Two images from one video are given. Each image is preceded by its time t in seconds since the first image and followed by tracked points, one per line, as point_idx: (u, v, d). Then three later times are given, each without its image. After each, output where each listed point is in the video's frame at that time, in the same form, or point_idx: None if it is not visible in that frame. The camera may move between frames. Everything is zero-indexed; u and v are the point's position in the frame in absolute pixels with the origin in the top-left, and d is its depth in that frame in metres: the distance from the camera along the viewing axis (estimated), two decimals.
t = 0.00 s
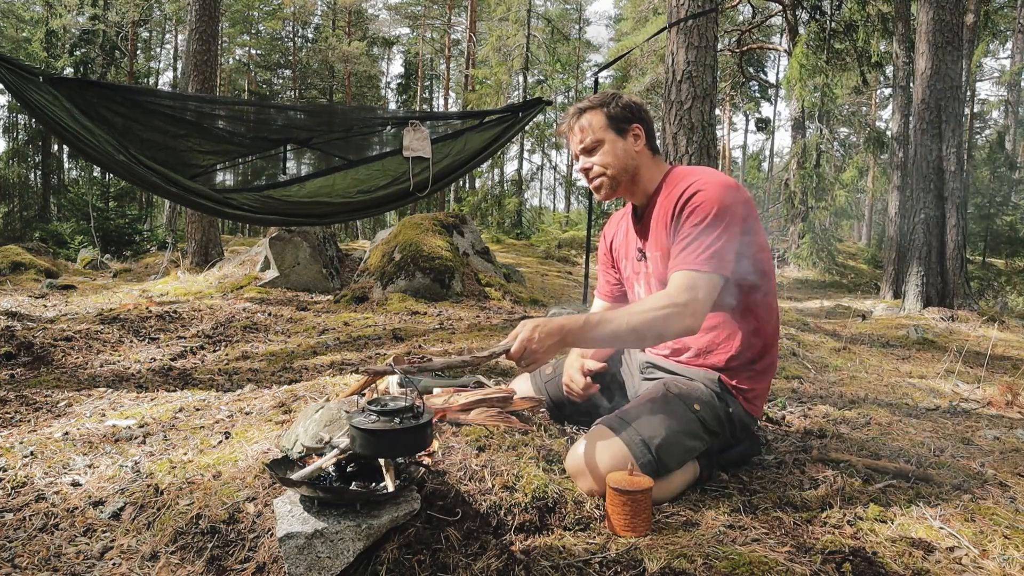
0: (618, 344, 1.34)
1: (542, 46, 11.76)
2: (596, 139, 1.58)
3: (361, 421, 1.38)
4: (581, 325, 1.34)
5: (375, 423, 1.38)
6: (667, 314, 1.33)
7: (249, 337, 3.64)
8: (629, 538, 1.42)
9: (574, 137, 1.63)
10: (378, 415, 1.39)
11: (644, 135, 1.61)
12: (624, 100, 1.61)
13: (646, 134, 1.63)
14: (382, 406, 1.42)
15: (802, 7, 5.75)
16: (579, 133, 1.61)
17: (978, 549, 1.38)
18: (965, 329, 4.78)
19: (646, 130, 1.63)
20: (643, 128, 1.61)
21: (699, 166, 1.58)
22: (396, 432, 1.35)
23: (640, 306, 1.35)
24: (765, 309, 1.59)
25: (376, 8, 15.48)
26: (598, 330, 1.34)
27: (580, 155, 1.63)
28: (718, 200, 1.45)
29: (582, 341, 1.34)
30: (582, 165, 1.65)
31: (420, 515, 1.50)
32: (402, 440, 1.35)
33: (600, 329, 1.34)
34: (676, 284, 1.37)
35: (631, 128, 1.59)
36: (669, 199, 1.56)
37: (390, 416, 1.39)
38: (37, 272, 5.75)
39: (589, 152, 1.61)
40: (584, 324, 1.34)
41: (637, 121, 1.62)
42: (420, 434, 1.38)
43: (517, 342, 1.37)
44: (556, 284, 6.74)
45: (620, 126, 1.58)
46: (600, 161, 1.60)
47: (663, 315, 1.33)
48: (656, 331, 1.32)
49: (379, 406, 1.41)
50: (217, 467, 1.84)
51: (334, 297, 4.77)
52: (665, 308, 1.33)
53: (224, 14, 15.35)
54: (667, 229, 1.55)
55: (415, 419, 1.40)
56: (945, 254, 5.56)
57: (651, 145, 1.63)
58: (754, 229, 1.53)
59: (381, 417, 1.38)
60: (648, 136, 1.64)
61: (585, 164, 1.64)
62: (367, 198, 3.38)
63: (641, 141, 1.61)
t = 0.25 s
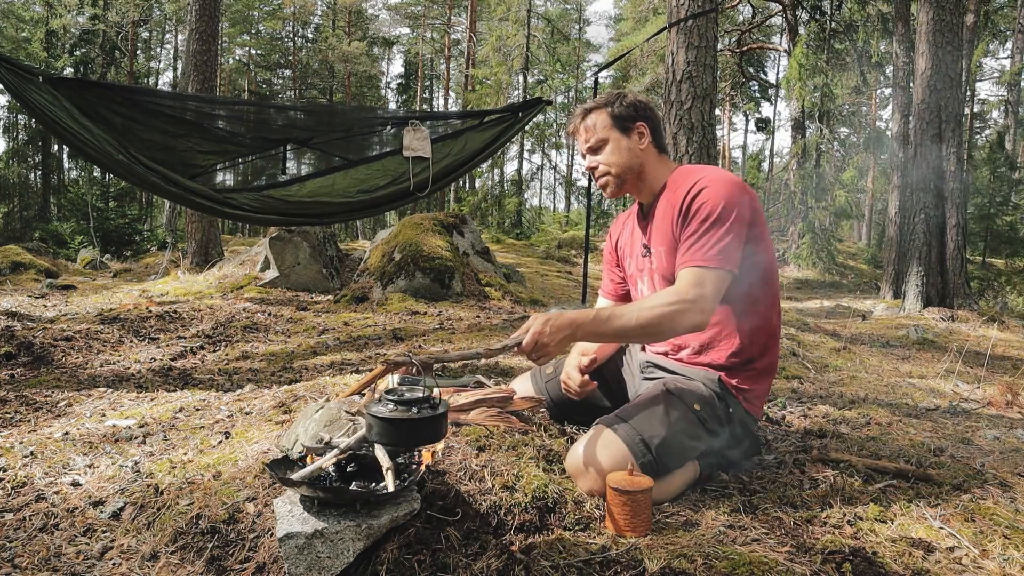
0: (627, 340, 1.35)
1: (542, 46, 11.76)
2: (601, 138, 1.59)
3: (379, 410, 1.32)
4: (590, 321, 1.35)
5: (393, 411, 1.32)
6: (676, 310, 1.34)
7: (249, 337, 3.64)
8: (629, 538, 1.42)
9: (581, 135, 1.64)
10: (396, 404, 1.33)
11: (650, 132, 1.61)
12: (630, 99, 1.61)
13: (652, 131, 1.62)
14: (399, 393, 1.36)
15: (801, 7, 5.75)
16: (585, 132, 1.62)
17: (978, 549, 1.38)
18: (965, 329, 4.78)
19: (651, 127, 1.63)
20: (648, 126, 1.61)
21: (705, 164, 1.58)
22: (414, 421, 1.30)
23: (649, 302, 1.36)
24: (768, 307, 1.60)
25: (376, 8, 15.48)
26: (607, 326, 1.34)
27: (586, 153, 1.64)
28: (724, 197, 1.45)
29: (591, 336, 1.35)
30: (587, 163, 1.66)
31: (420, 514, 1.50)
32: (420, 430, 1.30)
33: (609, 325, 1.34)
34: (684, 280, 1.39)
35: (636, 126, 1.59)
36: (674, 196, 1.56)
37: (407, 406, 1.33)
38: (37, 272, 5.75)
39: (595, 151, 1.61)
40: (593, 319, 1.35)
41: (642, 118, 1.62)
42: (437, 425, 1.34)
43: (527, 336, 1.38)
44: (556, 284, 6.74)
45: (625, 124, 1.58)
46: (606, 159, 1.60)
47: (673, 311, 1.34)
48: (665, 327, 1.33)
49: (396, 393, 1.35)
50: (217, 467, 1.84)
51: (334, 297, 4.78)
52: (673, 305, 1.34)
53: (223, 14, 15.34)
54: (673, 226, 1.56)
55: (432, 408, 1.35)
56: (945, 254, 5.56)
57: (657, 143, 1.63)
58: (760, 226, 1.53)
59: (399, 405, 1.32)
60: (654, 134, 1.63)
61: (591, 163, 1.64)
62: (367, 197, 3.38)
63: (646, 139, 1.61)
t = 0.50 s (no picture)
0: (640, 332, 1.35)
1: (543, 46, 11.76)
2: (618, 134, 1.61)
3: (398, 391, 1.38)
4: (604, 312, 1.35)
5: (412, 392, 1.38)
6: (688, 303, 1.35)
7: (249, 337, 3.64)
8: (629, 538, 1.42)
9: (598, 131, 1.66)
10: (415, 385, 1.39)
11: (665, 130, 1.63)
12: (647, 96, 1.63)
13: (668, 130, 1.64)
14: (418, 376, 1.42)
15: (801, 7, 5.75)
16: (602, 127, 1.64)
17: (978, 549, 1.38)
18: (965, 329, 4.78)
19: (667, 126, 1.65)
20: (664, 124, 1.63)
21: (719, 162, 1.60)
22: (432, 403, 1.36)
23: (663, 295, 1.37)
24: (778, 307, 1.59)
25: (376, 8, 15.47)
26: (620, 317, 1.34)
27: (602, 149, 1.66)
28: (738, 194, 1.46)
29: (605, 327, 1.34)
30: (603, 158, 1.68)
31: (420, 515, 1.50)
32: (437, 411, 1.36)
33: (622, 316, 1.34)
34: (697, 274, 1.41)
35: (653, 123, 1.61)
36: (688, 193, 1.57)
37: (426, 387, 1.39)
38: (37, 272, 5.76)
39: (611, 147, 1.64)
40: (607, 311, 1.35)
41: (659, 117, 1.64)
42: (455, 407, 1.40)
43: (542, 324, 1.34)
44: (556, 284, 6.74)
45: (642, 122, 1.61)
46: (621, 154, 1.62)
47: (685, 303, 1.35)
48: (677, 320, 1.34)
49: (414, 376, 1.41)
50: (217, 467, 1.84)
51: (334, 297, 4.78)
52: (685, 298, 1.36)
53: (224, 14, 15.33)
54: (685, 223, 1.57)
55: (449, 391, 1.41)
56: (945, 254, 5.56)
57: (673, 141, 1.65)
58: (769, 226, 1.54)
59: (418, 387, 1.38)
60: (669, 132, 1.65)
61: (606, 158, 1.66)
62: (367, 197, 3.38)
63: (661, 136, 1.63)
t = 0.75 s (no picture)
0: (653, 325, 1.39)
1: (542, 46, 11.75)
2: (653, 127, 1.63)
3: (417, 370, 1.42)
4: (619, 303, 1.39)
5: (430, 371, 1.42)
6: (702, 301, 1.38)
7: (249, 337, 3.64)
8: (629, 537, 1.42)
9: (635, 122, 1.67)
10: (433, 364, 1.42)
11: (701, 132, 1.64)
12: (688, 94, 1.64)
13: (704, 132, 1.65)
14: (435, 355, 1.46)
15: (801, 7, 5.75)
16: (640, 119, 1.66)
17: (978, 549, 1.38)
18: (965, 329, 4.78)
19: (705, 129, 1.65)
20: (701, 127, 1.64)
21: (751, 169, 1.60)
22: (452, 380, 1.38)
23: (678, 292, 1.40)
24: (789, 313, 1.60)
25: (376, 8, 15.47)
26: (636, 310, 1.39)
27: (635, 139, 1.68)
28: (763, 201, 1.47)
29: (618, 319, 1.39)
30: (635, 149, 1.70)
31: (420, 515, 1.50)
32: (457, 388, 1.39)
33: (639, 310, 1.39)
34: (714, 273, 1.42)
35: (689, 124, 1.62)
36: (713, 195, 1.59)
37: (445, 365, 1.42)
38: (37, 272, 5.76)
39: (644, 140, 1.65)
40: (620, 302, 1.39)
41: (698, 118, 1.64)
42: (473, 382, 1.42)
43: (559, 311, 1.37)
44: (556, 284, 6.74)
45: (679, 120, 1.62)
46: (653, 148, 1.65)
47: (700, 302, 1.38)
48: (689, 316, 1.37)
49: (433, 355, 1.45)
50: (217, 467, 1.84)
51: (334, 297, 4.78)
52: (700, 295, 1.38)
53: (224, 14, 15.33)
54: (707, 223, 1.58)
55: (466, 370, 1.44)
56: (945, 254, 5.56)
57: (706, 144, 1.66)
58: (790, 235, 1.55)
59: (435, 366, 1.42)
60: (705, 135, 1.66)
61: (639, 149, 1.69)
62: (367, 198, 3.37)
63: (695, 138, 1.64)
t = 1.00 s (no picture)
0: (662, 313, 1.39)
1: (542, 46, 11.75)
2: (688, 121, 1.63)
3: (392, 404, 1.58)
4: (630, 288, 1.40)
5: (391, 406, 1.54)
6: (714, 293, 1.37)
7: (249, 337, 3.64)
8: (629, 537, 1.42)
9: (670, 113, 1.67)
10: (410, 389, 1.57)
11: (734, 134, 1.65)
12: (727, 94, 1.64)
13: (736, 134, 1.65)
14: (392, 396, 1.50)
15: (801, 7, 5.74)
16: (675, 110, 1.65)
17: (978, 549, 1.38)
18: (965, 329, 4.78)
19: (738, 132, 1.66)
20: (735, 129, 1.64)
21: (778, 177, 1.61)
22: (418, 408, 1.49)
23: (692, 282, 1.40)
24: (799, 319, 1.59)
25: (376, 8, 15.48)
26: (646, 296, 1.39)
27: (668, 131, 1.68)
28: (786, 204, 1.48)
29: (628, 304, 1.41)
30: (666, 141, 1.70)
31: (420, 515, 1.50)
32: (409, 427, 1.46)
33: (648, 295, 1.39)
34: (729, 267, 1.42)
35: (724, 124, 1.62)
36: (737, 195, 1.59)
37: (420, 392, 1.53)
38: (37, 272, 5.76)
39: (678, 132, 1.65)
40: (632, 289, 1.40)
41: (733, 119, 1.64)
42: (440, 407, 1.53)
43: (566, 295, 1.43)
44: (556, 284, 6.74)
45: (715, 118, 1.62)
46: (685, 141, 1.64)
47: (713, 294, 1.37)
48: (701, 307, 1.37)
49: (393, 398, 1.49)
50: (217, 467, 1.84)
51: (334, 297, 4.78)
52: (713, 286, 1.38)
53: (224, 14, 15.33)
54: (728, 221, 1.58)
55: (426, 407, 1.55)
56: (945, 254, 5.56)
57: (738, 147, 1.67)
58: (809, 245, 1.55)
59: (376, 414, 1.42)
60: (738, 138, 1.66)
61: (671, 139, 1.68)
62: (367, 198, 3.37)
63: (728, 139, 1.65)
